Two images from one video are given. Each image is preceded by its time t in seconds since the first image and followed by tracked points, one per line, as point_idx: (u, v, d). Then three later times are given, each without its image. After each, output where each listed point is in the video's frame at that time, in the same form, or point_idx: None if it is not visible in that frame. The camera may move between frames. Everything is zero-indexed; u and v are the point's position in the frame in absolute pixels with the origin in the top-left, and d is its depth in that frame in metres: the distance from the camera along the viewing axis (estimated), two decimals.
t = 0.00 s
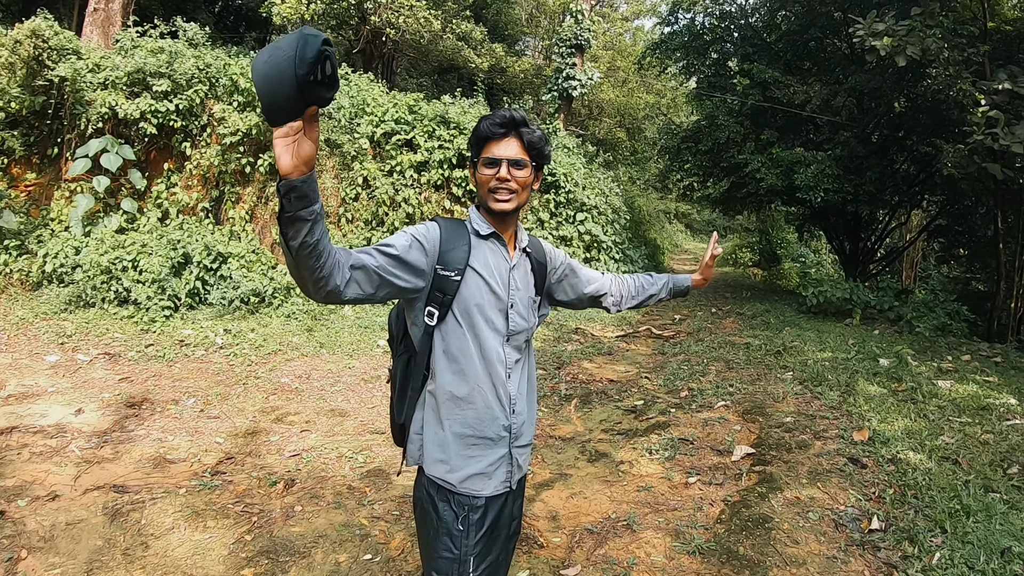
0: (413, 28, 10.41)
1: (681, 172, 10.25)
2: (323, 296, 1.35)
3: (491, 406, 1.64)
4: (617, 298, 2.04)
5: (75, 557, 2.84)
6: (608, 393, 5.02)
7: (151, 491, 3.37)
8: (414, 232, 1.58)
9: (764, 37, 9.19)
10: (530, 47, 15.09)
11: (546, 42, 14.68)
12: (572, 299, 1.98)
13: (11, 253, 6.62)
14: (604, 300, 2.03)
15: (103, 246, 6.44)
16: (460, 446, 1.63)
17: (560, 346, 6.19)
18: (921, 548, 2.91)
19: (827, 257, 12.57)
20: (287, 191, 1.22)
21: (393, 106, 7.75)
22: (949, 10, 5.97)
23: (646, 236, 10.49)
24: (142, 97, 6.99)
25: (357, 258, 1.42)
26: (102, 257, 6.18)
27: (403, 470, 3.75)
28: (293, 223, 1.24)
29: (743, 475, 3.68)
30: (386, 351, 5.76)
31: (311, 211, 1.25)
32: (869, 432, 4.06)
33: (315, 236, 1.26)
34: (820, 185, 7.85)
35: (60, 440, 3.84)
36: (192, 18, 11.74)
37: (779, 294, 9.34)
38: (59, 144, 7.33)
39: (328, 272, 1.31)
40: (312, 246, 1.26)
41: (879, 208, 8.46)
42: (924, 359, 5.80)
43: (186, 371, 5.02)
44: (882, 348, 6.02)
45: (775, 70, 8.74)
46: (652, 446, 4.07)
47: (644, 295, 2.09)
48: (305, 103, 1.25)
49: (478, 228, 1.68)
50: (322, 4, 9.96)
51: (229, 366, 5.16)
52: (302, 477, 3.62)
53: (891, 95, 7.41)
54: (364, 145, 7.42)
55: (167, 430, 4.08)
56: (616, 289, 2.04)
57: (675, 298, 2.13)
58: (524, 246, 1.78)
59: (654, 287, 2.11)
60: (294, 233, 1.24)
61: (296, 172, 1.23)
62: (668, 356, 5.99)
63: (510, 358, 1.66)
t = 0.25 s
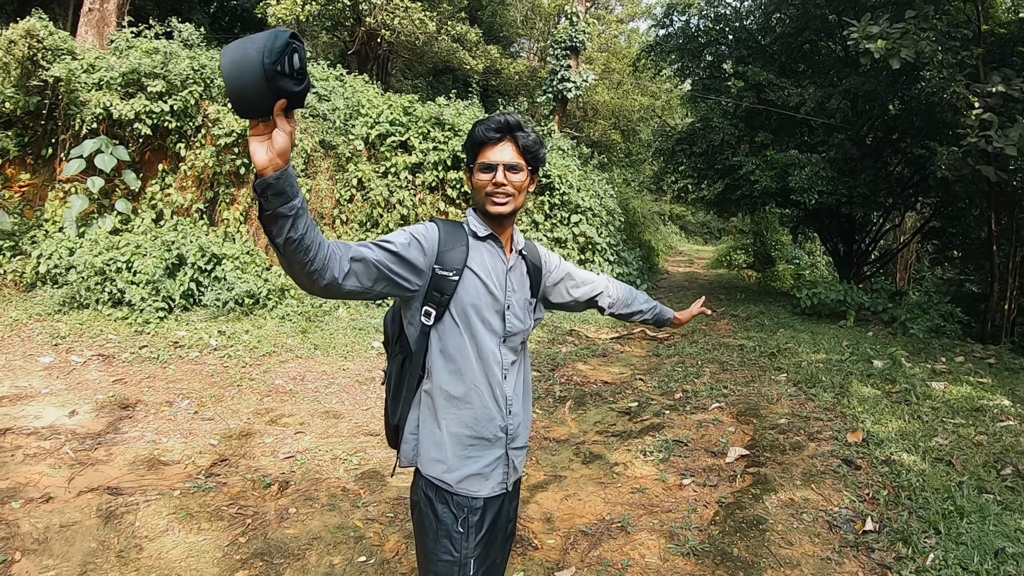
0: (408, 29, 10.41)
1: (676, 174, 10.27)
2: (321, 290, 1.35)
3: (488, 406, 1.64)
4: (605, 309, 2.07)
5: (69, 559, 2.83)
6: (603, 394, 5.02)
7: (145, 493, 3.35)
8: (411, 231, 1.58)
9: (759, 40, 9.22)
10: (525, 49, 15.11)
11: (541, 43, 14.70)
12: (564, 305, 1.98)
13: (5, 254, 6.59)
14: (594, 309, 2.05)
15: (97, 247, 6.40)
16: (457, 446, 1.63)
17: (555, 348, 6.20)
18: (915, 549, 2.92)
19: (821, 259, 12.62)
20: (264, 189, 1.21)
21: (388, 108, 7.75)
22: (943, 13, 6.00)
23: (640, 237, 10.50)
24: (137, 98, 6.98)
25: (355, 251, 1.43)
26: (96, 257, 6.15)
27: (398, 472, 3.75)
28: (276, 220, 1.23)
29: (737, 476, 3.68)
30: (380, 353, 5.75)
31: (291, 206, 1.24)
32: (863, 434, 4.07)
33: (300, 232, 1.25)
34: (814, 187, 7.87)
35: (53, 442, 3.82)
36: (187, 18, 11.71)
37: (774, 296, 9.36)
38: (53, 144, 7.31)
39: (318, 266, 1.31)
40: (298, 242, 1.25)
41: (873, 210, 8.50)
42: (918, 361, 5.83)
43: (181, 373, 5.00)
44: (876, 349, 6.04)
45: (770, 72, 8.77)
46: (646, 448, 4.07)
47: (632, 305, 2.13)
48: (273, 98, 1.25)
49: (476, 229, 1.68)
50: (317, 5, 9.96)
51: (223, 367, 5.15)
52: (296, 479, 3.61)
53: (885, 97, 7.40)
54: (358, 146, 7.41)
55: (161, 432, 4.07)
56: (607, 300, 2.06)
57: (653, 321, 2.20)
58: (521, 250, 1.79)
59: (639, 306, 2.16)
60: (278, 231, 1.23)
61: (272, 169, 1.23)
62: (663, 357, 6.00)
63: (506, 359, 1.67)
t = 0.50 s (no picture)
0: (404, 32, 10.42)
1: (672, 176, 10.30)
2: (326, 291, 1.34)
3: (488, 411, 1.65)
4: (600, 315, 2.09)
5: (65, 563, 2.82)
6: (600, 397, 5.02)
7: (141, 496, 3.34)
8: (413, 233, 1.56)
9: (755, 42, 9.24)
10: (522, 51, 15.13)
11: (538, 46, 14.74)
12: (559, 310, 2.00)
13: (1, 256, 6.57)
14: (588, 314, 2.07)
15: (93, 249, 6.38)
16: (457, 451, 1.62)
17: (552, 350, 6.20)
18: (913, 551, 2.92)
19: (818, 261, 12.65)
20: (269, 191, 1.20)
21: (385, 110, 7.75)
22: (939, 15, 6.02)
23: (637, 240, 10.51)
24: (134, 99, 6.96)
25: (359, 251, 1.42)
26: (93, 260, 6.13)
27: (394, 475, 3.74)
28: (281, 222, 1.22)
29: (734, 478, 3.68)
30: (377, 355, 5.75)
31: (296, 208, 1.23)
32: (859, 436, 4.08)
33: (304, 233, 1.24)
34: (811, 189, 7.89)
35: (50, 444, 3.81)
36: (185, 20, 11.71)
37: (770, 298, 9.37)
38: (50, 146, 7.30)
39: (324, 268, 1.30)
40: (303, 243, 1.25)
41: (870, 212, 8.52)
42: (914, 362, 5.84)
43: (177, 375, 4.99)
44: (873, 351, 6.05)
45: (766, 75, 8.79)
46: (643, 451, 4.08)
47: (627, 311, 2.14)
48: (275, 95, 1.25)
49: (477, 232, 1.67)
50: (314, 7, 9.98)
51: (220, 370, 5.14)
52: (293, 482, 3.61)
53: (881, 99, 7.43)
54: (355, 149, 7.41)
55: (157, 435, 4.06)
56: (603, 306, 2.08)
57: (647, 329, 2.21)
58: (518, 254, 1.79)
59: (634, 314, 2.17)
60: (283, 233, 1.22)
61: (277, 168, 1.22)
62: (660, 360, 6.01)
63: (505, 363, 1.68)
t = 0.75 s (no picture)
0: (402, 35, 10.44)
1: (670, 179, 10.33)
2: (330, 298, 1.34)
3: (484, 419, 1.64)
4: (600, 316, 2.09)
5: (64, 567, 2.82)
6: (598, 400, 5.03)
7: (140, 500, 3.34)
8: (409, 238, 1.56)
9: (753, 45, 9.26)
10: (519, 54, 15.17)
11: (536, 48, 14.78)
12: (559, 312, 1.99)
13: None
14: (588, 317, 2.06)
15: (91, 251, 6.35)
16: (452, 459, 1.62)
17: (551, 353, 6.20)
18: (912, 553, 2.92)
19: (816, 263, 12.67)
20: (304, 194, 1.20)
21: (383, 113, 7.76)
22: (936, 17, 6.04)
23: (635, 242, 10.52)
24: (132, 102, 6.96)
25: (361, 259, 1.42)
26: (91, 262, 6.12)
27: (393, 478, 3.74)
28: (306, 227, 1.22)
29: (733, 481, 3.68)
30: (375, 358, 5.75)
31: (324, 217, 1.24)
32: (858, 438, 4.08)
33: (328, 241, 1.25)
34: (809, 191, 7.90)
35: (48, 448, 3.80)
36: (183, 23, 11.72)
37: (768, 300, 9.39)
38: (48, 148, 7.30)
39: (335, 277, 1.30)
40: (322, 252, 1.25)
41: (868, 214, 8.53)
42: (912, 364, 5.85)
43: (175, 378, 4.98)
44: (871, 353, 6.06)
45: (764, 77, 8.82)
46: (642, 453, 4.08)
47: (626, 312, 2.14)
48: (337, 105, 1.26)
49: (474, 235, 1.67)
50: (312, 10, 10.03)
51: (218, 373, 5.13)
52: (292, 485, 3.60)
53: (879, 101, 7.46)
54: (353, 151, 7.42)
55: (156, 438, 4.06)
56: (602, 308, 2.08)
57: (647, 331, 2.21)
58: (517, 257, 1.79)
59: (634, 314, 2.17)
60: (305, 238, 1.23)
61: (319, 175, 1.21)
62: (658, 362, 6.01)
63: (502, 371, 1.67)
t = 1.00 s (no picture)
0: (402, 36, 10.45)
1: (670, 180, 10.35)
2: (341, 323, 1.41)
3: (477, 430, 1.63)
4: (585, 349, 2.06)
5: (64, 568, 2.82)
6: (599, 401, 5.03)
7: (140, 501, 3.33)
8: (403, 245, 1.59)
9: (753, 46, 9.27)
10: (519, 56, 15.16)
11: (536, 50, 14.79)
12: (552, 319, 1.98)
13: None
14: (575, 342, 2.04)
15: (92, 252, 6.34)
16: (443, 470, 1.62)
17: (551, 354, 6.20)
18: (914, 554, 2.92)
19: (816, 264, 12.68)
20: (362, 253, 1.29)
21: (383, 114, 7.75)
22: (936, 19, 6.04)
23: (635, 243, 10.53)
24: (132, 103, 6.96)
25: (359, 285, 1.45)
26: (91, 263, 6.11)
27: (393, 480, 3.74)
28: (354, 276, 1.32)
29: (734, 482, 3.68)
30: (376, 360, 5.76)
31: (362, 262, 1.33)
32: (859, 439, 4.08)
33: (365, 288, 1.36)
34: (809, 193, 7.89)
35: (48, 449, 3.80)
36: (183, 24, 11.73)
37: (767, 302, 9.40)
38: (48, 149, 7.31)
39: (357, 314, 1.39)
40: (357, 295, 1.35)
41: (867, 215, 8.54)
42: (912, 365, 5.85)
43: (176, 380, 4.98)
44: (872, 354, 6.06)
45: (764, 79, 8.82)
46: (643, 455, 4.08)
47: (610, 362, 2.10)
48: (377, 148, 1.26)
49: (470, 239, 1.69)
50: (312, 12, 10.06)
51: (218, 374, 5.13)
52: (293, 487, 3.60)
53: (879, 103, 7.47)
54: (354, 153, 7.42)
55: (156, 439, 4.06)
56: (590, 343, 2.05)
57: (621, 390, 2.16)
58: (517, 255, 1.79)
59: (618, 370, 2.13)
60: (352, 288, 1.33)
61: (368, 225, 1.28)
62: (658, 364, 6.02)
63: (500, 381, 1.65)
